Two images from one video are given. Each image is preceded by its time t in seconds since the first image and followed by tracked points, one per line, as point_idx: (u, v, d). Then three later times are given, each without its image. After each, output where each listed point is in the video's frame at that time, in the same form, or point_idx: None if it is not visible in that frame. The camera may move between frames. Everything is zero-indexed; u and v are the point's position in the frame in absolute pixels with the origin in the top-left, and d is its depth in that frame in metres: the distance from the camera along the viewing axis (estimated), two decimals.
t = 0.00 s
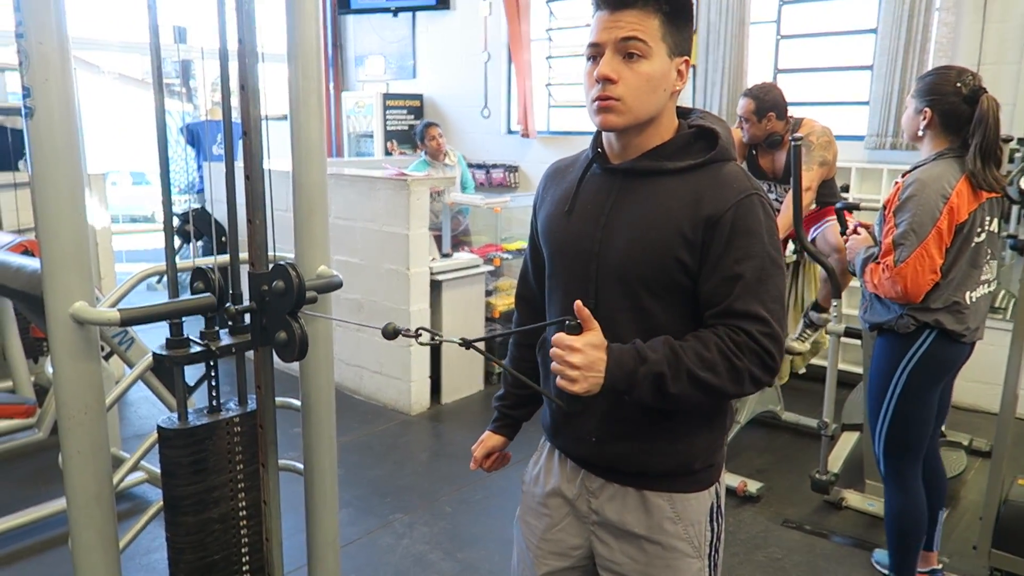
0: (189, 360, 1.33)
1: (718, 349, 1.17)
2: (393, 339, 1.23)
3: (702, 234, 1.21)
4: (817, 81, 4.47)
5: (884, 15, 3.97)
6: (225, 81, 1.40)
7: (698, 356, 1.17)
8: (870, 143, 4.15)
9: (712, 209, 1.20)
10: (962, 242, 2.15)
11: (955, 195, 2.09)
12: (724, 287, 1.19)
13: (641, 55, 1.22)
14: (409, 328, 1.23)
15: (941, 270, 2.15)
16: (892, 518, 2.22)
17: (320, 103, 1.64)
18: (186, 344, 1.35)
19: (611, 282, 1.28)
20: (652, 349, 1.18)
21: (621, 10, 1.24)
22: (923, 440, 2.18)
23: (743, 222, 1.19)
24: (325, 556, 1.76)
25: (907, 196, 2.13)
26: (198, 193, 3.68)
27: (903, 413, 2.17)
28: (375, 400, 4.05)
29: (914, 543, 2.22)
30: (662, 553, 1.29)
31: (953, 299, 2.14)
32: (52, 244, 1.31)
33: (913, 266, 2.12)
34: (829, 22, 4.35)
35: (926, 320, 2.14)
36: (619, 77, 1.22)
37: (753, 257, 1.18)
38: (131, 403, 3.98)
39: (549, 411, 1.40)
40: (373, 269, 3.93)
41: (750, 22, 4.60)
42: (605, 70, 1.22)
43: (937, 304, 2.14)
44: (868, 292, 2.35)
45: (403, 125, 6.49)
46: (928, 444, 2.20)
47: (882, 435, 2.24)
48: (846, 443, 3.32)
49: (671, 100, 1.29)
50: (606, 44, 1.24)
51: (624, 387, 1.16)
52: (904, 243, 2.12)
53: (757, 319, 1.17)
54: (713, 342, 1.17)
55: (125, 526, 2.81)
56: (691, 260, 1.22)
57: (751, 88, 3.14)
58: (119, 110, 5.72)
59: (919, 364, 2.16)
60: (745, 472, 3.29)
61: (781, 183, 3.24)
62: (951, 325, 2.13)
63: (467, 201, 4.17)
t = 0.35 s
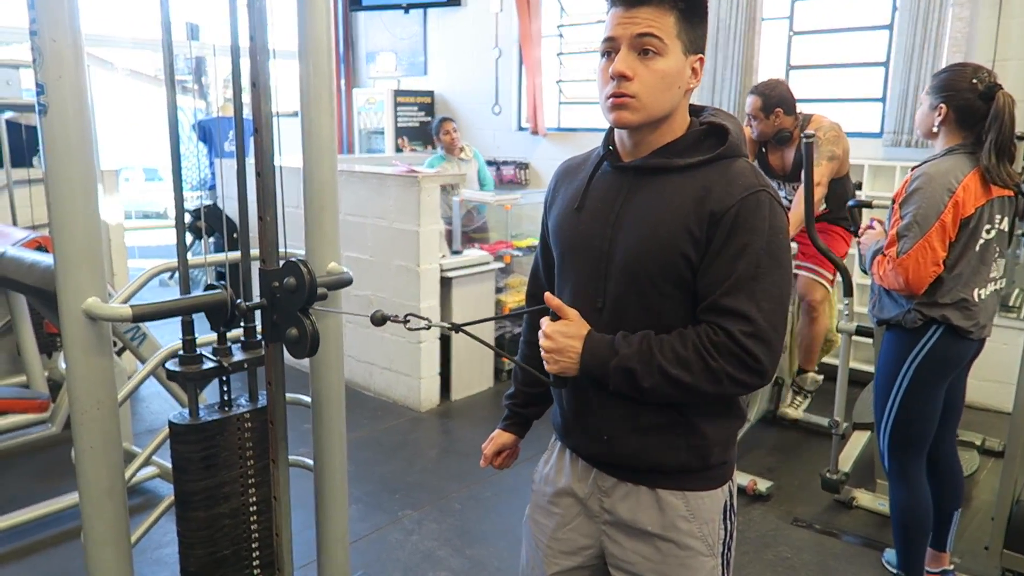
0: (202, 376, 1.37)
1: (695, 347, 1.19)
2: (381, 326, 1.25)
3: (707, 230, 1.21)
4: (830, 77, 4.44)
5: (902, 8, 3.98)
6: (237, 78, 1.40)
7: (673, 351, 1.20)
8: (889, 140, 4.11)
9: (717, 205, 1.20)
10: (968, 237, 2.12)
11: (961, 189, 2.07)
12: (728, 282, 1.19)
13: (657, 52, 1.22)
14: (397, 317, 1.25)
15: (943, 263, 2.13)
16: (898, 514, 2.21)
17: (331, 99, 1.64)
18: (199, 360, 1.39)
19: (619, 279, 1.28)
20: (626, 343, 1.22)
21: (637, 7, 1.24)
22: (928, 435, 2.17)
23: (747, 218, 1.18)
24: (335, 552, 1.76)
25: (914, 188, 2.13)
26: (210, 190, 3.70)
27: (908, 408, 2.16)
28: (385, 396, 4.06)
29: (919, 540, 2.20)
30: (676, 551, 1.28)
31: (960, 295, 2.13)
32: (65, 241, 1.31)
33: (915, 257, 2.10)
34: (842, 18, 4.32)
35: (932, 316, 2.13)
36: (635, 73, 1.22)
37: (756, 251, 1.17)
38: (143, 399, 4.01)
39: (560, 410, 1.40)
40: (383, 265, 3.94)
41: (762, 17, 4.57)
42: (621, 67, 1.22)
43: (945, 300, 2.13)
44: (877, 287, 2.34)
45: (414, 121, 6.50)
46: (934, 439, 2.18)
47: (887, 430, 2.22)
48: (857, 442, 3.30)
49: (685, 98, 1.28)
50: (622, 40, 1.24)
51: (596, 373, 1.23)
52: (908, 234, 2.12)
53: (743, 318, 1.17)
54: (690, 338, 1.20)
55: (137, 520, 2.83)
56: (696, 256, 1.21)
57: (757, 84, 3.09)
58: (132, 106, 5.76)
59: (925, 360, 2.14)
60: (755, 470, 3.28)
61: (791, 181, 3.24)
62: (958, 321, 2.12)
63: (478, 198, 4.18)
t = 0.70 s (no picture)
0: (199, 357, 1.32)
1: (729, 346, 1.17)
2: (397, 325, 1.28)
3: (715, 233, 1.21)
4: (831, 80, 4.44)
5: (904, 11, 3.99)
6: (237, 79, 1.40)
7: (708, 351, 1.17)
8: (893, 143, 4.11)
9: (724, 208, 1.20)
10: (968, 238, 2.12)
11: (960, 190, 2.07)
12: (739, 285, 1.19)
13: (660, 56, 1.22)
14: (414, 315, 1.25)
15: (943, 263, 2.13)
16: (902, 517, 2.21)
17: (332, 101, 1.64)
18: (198, 341, 1.33)
19: (623, 282, 1.28)
20: (662, 344, 1.18)
21: (641, 12, 1.24)
22: (933, 437, 2.16)
23: (755, 221, 1.19)
24: (333, 552, 1.77)
25: (913, 188, 2.13)
26: (211, 189, 3.70)
27: (912, 410, 2.16)
28: (385, 397, 4.06)
29: (923, 542, 2.20)
30: (676, 552, 1.29)
31: (961, 296, 2.13)
32: (67, 241, 1.32)
33: (914, 257, 2.11)
34: (843, 21, 4.32)
35: (933, 318, 2.14)
36: (640, 79, 1.22)
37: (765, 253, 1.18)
38: (144, 398, 4.02)
39: (560, 411, 1.40)
40: (384, 266, 3.95)
41: (763, 20, 4.58)
42: (626, 72, 1.22)
43: (947, 302, 2.13)
44: (879, 289, 2.34)
45: (415, 122, 6.50)
46: (938, 442, 2.18)
47: (892, 433, 2.22)
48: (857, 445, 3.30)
49: (687, 102, 1.29)
50: (625, 45, 1.24)
51: (630, 378, 1.17)
52: (907, 235, 2.12)
53: (770, 317, 1.17)
54: (723, 338, 1.17)
55: (137, 519, 2.84)
56: (702, 258, 1.22)
57: (763, 88, 3.11)
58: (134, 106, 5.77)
59: (927, 362, 2.14)
60: (755, 473, 3.28)
61: (794, 183, 3.24)
62: (959, 322, 2.12)
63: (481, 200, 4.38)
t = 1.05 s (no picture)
0: (196, 287, 1.38)
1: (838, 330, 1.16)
2: (552, 351, 1.10)
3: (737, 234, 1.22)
4: (831, 83, 4.45)
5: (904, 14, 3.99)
6: (238, 83, 1.41)
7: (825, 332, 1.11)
8: (893, 146, 4.11)
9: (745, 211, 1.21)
10: (968, 240, 2.12)
11: (960, 192, 2.08)
12: (766, 282, 1.20)
13: (660, 70, 1.23)
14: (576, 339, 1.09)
15: (943, 265, 2.14)
16: (903, 520, 2.21)
17: (332, 104, 1.65)
18: (194, 271, 1.40)
19: (638, 284, 1.28)
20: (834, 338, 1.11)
21: (638, 25, 1.24)
22: (934, 440, 2.16)
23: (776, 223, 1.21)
24: (333, 554, 1.77)
25: (913, 190, 2.13)
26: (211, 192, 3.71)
27: (913, 414, 2.16)
28: (385, 399, 4.06)
29: (926, 545, 2.20)
30: (672, 553, 1.29)
31: (962, 299, 2.13)
32: (67, 244, 1.32)
33: (914, 258, 2.11)
34: (843, 24, 4.33)
35: (936, 321, 2.13)
36: (641, 94, 1.22)
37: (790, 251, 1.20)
38: (143, 401, 4.02)
39: (558, 412, 1.40)
40: (384, 268, 3.95)
41: (762, 23, 4.59)
42: (626, 89, 1.22)
43: (950, 304, 2.13)
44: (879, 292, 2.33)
45: (415, 125, 6.51)
46: (941, 444, 2.18)
47: (894, 436, 2.22)
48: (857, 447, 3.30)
49: (689, 108, 1.30)
50: (623, 59, 1.24)
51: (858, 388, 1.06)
52: (907, 236, 2.12)
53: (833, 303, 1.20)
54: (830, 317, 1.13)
55: (137, 521, 2.84)
56: (723, 260, 1.22)
57: (766, 92, 3.11)
58: (134, 109, 5.77)
59: (929, 365, 2.15)
60: (754, 475, 3.28)
61: (793, 186, 3.23)
62: (961, 325, 2.12)
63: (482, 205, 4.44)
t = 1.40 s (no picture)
0: (195, 284, 1.39)
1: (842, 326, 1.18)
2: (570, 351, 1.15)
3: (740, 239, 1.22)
4: (830, 87, 4.46)
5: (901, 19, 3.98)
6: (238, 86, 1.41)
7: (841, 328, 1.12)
8: (889, 150, 4.12)
9: (748, 215, 1.22)
10: (970, 245, 2.13)
11: (963, 197, 2.08)
12: (769, 285, 1.21)
13: (657, 126, 1.21)
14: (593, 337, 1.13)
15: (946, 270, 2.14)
16: (903, 524, 2.21)
17: (331, 107, 1.65)
18: (193, 270, 1.40)
19: (641, 290, 1.28)
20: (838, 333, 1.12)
21: (625, 95, 1.18)
22: (934, 444, 2.16)
23: (780, 226, 1.22)
24: (332, 558, 1.76)
25: (915, 196, 2.13)
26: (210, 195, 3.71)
27: (912, 418, 2.16)
28: (384, 402, 4.06)
29: (925, 548, 2.19)
30: (671, 556, 1.29)
31: (962, 304, 2.13)
32: (67, 246, 1.32)
33: (917, 264, 2.11)
34: (842, 28, 4.34)
35: (935, 325, 2.14)
36: (641, 149, 1.22)
37: (791, 255, 1.20)
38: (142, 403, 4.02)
39: (559, 415, 1.40)
40: (383, 271, 3.95)
41: (762, 27, 4.59)
42: (628, 151, 1.22)
43: (950, 309, 2.13)
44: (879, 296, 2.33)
45: (415, 128, 6.51)
46: (940, 448, 2.18)
47: (893, 441, 2.22)
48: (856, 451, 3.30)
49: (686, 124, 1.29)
50: (616, 124, 1.21)
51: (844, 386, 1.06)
52: (910, 242, 2.12)
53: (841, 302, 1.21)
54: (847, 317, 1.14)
55: (135, 524, 2.84)
56: (726, 263, 1.23)
57: (771, 96, 3.11)
58: (134, 112, 5.78)
59: (929, 369, 2.15)
60: (753, 479, 3.28)
61: (792, 190, 3.23)
62: (960, 330, 2.13)
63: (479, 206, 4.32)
